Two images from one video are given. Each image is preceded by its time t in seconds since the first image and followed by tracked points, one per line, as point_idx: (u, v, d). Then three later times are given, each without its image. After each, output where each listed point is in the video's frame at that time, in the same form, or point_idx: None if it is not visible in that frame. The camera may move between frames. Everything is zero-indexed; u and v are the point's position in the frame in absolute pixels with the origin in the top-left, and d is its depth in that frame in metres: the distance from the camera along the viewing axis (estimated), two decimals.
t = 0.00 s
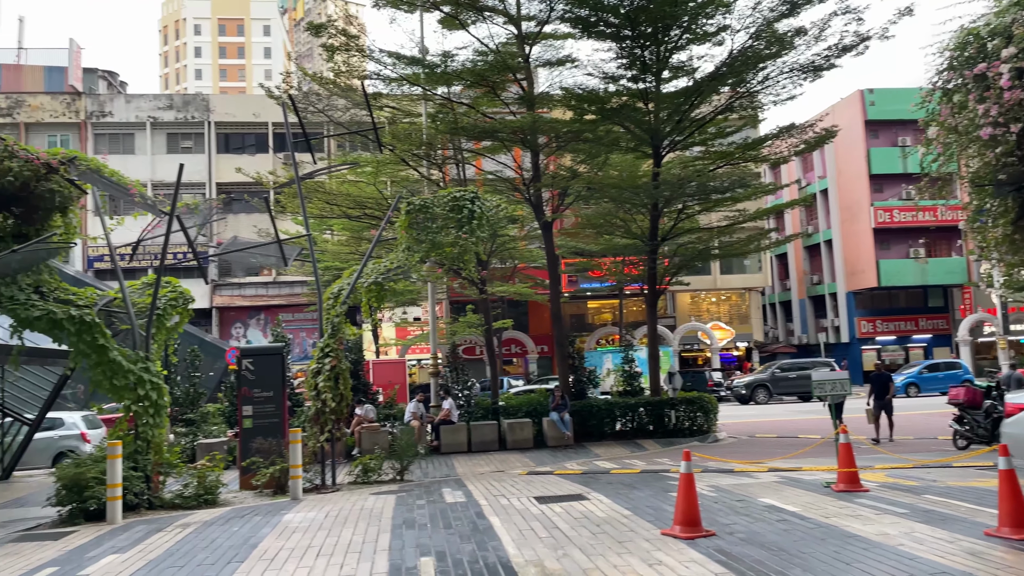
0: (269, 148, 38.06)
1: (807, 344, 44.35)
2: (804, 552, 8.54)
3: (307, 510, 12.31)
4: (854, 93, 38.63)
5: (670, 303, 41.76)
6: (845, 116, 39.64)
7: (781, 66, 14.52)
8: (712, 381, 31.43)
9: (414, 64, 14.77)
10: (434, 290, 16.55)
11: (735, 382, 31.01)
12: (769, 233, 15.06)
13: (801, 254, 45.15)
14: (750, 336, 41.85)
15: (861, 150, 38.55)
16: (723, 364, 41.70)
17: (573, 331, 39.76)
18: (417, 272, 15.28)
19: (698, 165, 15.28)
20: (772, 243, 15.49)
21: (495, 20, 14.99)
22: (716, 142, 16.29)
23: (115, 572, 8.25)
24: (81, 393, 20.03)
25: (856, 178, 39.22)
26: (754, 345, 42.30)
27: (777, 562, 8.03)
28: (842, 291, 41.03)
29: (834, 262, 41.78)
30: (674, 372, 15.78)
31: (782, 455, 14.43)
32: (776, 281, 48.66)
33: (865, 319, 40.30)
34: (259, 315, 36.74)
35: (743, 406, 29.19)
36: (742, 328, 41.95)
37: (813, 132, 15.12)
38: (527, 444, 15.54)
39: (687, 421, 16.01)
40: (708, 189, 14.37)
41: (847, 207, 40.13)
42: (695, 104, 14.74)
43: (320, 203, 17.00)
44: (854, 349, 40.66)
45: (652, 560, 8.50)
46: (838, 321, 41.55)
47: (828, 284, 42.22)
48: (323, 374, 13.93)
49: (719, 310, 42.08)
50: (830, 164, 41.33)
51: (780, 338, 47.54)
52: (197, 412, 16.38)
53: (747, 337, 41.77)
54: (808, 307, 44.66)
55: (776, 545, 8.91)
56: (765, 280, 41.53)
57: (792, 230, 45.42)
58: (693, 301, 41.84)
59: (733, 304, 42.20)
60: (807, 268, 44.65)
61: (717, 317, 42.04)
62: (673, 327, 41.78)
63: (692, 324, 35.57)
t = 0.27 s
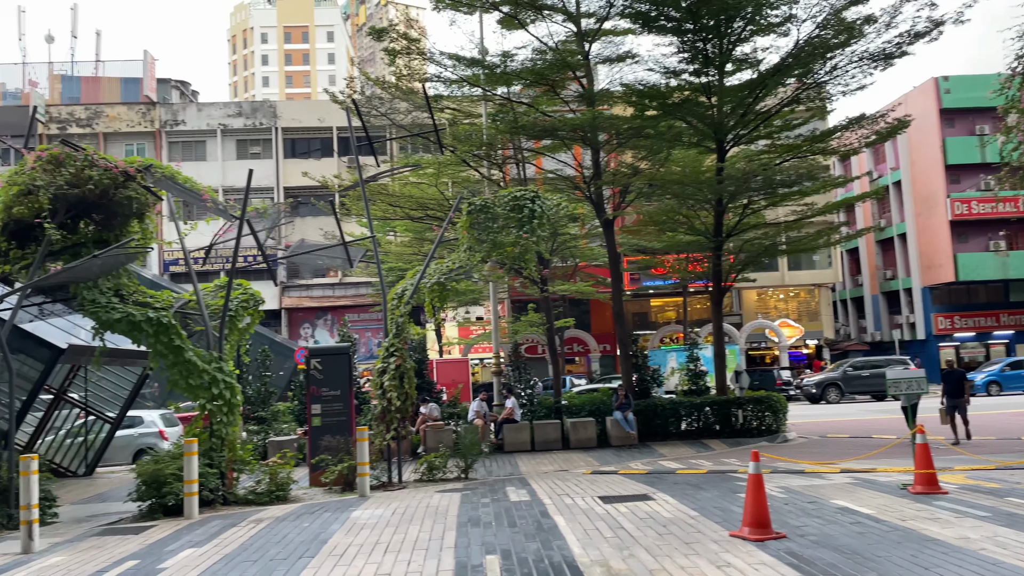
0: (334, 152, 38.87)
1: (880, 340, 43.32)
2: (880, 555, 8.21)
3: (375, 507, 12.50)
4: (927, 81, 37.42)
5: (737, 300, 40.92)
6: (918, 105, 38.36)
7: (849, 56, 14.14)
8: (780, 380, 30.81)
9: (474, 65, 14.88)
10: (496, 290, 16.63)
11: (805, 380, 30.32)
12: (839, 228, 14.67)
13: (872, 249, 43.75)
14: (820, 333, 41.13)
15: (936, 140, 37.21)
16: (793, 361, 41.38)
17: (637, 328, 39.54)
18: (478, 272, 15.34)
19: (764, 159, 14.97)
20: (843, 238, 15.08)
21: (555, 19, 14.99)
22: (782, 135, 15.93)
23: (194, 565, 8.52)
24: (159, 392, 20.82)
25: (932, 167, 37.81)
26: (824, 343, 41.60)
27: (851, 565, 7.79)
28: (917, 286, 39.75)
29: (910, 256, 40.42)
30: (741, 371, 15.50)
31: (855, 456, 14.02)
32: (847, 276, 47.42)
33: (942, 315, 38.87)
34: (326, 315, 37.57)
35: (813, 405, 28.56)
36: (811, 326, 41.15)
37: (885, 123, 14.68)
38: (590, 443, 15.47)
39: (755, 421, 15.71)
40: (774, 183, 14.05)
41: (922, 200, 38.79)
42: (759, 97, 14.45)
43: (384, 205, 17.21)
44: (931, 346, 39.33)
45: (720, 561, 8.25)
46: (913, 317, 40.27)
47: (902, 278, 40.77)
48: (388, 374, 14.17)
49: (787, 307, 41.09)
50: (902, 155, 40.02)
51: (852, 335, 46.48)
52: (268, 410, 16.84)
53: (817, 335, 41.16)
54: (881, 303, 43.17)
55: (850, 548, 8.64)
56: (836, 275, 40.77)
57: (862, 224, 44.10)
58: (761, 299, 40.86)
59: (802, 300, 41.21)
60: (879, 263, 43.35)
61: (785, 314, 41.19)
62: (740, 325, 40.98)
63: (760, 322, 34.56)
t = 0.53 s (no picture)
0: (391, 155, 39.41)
1: (951, 337, 41.97)
2: (953, 560, 7.90)
3: (435, 505, 12.60)
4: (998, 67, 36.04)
5: (799, 297, 39.92)
6: (989, 92, 36.95)
7: (914, 44, 13.70)
8: (846, 379, 30.04)
9: (528, 64, 14.89)
10: (551, 289, 16.62)
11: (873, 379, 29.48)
12: (907, 221, 14.21)
13: (943, 243, 42.49)
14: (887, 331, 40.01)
15: (1007, 128, 35.53)
16: (859, 359, 40.30)
17: (695, 327, 39.05)
18: (534, 272, 15.32)
19: (826, 152, 14.62)
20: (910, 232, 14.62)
21: (609, 16, 14.90)
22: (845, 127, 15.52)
23: (261, 561, 8.71)
24: (225, 392, 21.41)
25: (1005, 155, 36.03)
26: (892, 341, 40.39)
27: (923, 570, 7.51)
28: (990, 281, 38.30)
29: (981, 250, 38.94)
30: (804, 370, 15.14)
31: (926, 457, 13.55)
32: (915, 272, 45.94)
33: (1017, 310, 37.20)
34: (385, 316, 38.08)
35: (880, 405, 27.76)
36: (878, 323, 40.05)
37: (954, 112, 14.18)
38: (649, 443, 15.33)
39: (820, 420, 15.33)
40: (838, 176, 13.68)
41: (994, 191, 37.32)
42: (821, 88, 14.20)
43: (440, 206, 17.36)
44: (1006, 344, 37.64)
45: (784, 564, 8.03)
46: (986, 313, 38.84)
47: (975, 274, 39.54)
48: (446, 373, 14.27)
49: (853, 303, 40.13)
50: (973, 145, 38.47)
51: (921, 332, 45.03)
52: (329, 410, 17.16)
53: (884, 332, 40.06)
54: (953, 298, 41.95)
55: (922, 551, 8.33)
56: (903, 270, 39.80)
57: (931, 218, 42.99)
58: (824, 295, 39.93)
59: (868, 296, 40.28)
60: (950, 257, 41.93)
61: (850, 311, 40.17)
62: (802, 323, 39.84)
63: (826, 319, 33.65)
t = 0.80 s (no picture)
0: (438, 157, 39.81)
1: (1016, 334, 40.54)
2: (1019, 564, 7.61)
3: (485, 504, 12.66)
4: None
5: (854, 293, 38.85)
6: None
7: (972, 32, 13.29)
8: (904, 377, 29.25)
9: (573, 63, 14.87)
10: (599, 288, 16.58)
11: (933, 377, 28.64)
12: (967, 215, 13.79)
13: (1005, 237, 41.08)
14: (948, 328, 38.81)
15: None
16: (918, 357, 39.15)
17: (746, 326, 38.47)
18: (581, 271, 15.26)
19: (881, 145, 14.27)
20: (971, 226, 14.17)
21: (655, 12, 14.78)
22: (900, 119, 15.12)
23: (315, 558, 8.87)
24: (279, 393, 21.86)
25: None
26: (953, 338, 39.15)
27: (988, 573, 7.25)
28: None
29: None
30: (860, 368, 14.81)
31: (989, 458, 13.13)
32: (976, 267, 44.45)
33: None
34: (434, 316, 38.40)
35: (942, 404, 26.92)
36: (938, 320, 38.89)
37: (1017, 101, 13.71)
38: (700, 443, 15.18)
39: (877, 420, 14.98)
40: (894, 170, 13.34)
41: None
42: (875, 80, 13.84)
43: (487, 207, 17.46)
44: None
45: (841, 566, 7.83)
46: None
47: None
48: (495, 373, 14.33)
49: (911, 300, 39.05)
50: None
51: (983, 329, 43.50)
52: (380, 409, 17.39)
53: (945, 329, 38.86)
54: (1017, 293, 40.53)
55: (986, 555, 8.04)
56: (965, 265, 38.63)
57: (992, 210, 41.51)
58: (881, 292, 38.90)
59: (927, 293, 39.14)
60: (1013, 251, 40.48)
61: (909, 308, 39.10)
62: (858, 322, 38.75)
63: (882, 316, 32.87)
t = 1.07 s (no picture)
0: (483, 159, 40.04)
1: None
2: None
3: (534, 505, 12.65)
4: None
5: (911, 290, 38.38)
6: None
7: None
8: (964, 376, 28.45)
9: (618, 61, 14.78)
10: (646, 287, 16.46)
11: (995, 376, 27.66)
12: None
13: None
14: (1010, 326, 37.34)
15: None
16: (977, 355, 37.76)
17: (797, 325, 37.77)
18: (628, 270, 15.16)
19: (938, 138, 13.88)
20: None
21: (701, 7, 14.62)
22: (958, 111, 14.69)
23: (367, 557, 8.96)
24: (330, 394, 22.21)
25: None
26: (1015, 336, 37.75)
27: None
28: None
29: None
30: (918, 368, 14.42)
31: None
32: None
33: None
34: (480, 317, 38.62)
35: (1005, 404, 25.98)
36: (1000, 317, 37.58)
37: None
38: (752, 445, 14.96)
39: (937, 420, 14.58)
40: (952, 163, 12.95)
41: None
42: (931, 72, 13.49)
43: (532, 208, 17.50)
44: None
45: (900, 571, 7.60)
46: None
47: None
48: (542, 373, 14.32)
49: (971, 297, 37.90)
50: None
51: None
52: (429, 410, 17.55)
53: (1007, 327, 37.32)
54: None
55: None
56: None
57: None
58: (938, 289, 38.13)
59: (988, 289, 37.79)
60: None
61: (968, 305, 37.98)
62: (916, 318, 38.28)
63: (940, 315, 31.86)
